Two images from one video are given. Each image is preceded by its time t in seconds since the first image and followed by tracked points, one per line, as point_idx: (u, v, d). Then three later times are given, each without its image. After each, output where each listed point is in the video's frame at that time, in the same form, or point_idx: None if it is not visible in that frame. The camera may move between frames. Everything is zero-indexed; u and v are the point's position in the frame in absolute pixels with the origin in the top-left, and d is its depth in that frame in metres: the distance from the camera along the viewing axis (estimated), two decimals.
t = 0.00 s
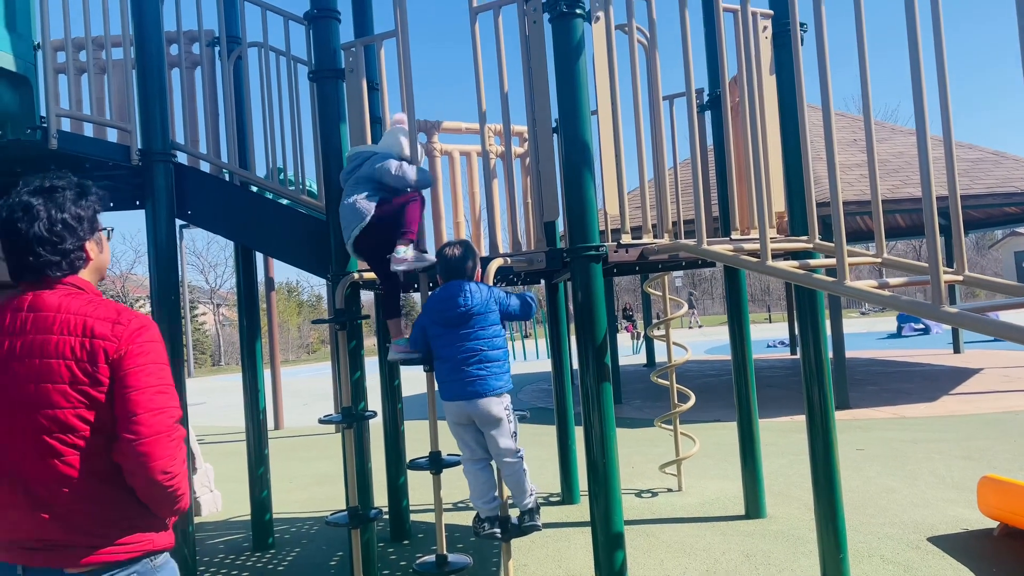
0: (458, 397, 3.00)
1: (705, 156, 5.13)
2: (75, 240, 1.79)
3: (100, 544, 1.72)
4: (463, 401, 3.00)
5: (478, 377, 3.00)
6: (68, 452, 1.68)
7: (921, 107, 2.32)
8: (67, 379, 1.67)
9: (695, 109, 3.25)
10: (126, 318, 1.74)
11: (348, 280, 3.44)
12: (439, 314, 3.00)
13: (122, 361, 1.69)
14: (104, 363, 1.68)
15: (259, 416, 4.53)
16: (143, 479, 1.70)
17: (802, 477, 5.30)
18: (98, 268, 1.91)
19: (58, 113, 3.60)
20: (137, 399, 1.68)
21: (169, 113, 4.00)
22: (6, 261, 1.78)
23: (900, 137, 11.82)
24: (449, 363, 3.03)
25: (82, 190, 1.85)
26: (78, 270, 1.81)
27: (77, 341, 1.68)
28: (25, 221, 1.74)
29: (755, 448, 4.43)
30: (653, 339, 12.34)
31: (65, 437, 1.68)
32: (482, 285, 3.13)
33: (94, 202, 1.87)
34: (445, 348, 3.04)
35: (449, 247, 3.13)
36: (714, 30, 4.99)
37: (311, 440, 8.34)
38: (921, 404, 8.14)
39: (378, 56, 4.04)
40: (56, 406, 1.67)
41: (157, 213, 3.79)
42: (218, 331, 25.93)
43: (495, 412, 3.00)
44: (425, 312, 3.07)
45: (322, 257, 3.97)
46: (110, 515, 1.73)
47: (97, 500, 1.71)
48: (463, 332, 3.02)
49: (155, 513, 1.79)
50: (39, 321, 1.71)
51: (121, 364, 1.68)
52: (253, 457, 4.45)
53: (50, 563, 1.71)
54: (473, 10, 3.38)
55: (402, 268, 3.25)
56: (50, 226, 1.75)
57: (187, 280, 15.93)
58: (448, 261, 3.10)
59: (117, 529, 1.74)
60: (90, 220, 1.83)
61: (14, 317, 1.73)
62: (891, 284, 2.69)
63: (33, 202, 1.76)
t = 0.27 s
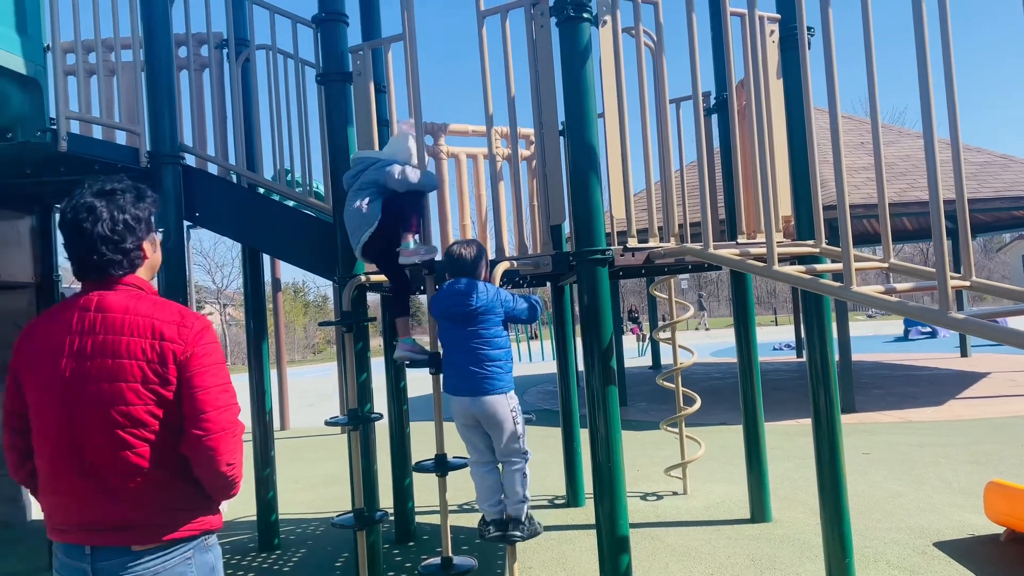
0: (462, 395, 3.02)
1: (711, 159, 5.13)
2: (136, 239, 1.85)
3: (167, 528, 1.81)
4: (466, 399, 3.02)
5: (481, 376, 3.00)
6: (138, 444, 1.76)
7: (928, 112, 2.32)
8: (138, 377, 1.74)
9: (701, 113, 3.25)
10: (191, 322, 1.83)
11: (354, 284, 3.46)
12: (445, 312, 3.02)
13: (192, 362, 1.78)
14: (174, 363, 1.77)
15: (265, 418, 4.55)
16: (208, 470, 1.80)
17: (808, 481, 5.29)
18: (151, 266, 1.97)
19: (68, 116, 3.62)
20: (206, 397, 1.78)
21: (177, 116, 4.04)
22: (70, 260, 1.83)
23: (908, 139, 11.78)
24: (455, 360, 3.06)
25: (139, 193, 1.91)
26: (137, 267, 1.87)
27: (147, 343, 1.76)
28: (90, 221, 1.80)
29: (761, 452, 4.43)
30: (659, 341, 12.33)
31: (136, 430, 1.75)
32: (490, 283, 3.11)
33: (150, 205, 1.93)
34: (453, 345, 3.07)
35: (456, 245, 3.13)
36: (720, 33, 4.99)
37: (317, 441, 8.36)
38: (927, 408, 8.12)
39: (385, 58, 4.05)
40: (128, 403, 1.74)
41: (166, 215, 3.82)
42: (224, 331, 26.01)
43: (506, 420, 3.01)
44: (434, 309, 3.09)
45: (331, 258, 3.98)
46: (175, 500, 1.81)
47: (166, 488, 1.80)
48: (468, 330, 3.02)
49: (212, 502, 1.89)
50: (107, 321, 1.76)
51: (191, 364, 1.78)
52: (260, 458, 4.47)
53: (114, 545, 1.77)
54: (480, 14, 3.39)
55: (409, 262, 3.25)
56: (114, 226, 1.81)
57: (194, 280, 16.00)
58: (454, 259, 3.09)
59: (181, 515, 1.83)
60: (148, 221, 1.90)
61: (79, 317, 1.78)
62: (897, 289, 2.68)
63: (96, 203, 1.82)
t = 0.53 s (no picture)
0: (472, 392, 3.02)
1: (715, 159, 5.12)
2: (162, 241, 1.89)
3: (178, 521, 1.80)
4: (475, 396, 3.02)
5: (493, 374, 3.01)
6: (153, 437, 1.76)
7: (933, 112, 2.31)
8: (156, 371, 1.76)
9: (705, 113, 3.24)
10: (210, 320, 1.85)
11: (356, 283, 3.46)
12: (463, 307, 3.03)
13: (208, 359, 1.79)
14: (191, 359, 1.78)
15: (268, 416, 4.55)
16: (219, 466, 1.81)
17: (811, 482, 5.28)
18: (176, 266, 2.00)
19: (72, 114, 3.62)
20: (221, 394, 1.79)
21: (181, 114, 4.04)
22: (100, 261, 1.87)
23: (912, 141, 11.75)
24: (469, 356, 3.07)
25: (165, 197, 1.95)
26: (163, 268, 1.91)
27: (166, 338, 1.78)
28: (119, 224, 1.84)
29: (764, 453, 4.42)
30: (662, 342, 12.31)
31: (152, 423, 1.76)
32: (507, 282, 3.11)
33: (177, 207, 1.96)
34: (468, 341, 3.08)
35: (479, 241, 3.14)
36: (725, 33, 4.98)
37: (319, 440, 8.36)
38: (931, 410, 8.09)
39: (389, 58, 4.05)
40: (145, 395, 1.75)
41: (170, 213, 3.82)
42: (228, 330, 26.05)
43: (512, 420, 3.02)
44: (452, 304, 3.11)
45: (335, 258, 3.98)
46: (186, 494, 1.81)
47: (180, 482, 1.81)
48: (484, 328, 3.03)
49: (224, 498, 1.89)
50: (129, 315, 1.79)
51: (207, 361, 1.79)
52: (262, 457, 4.47)
53: (126, 535, 1.76)
54: (484, 13, 3.39)
55: (410, 260, 3.27)
56: (142, 229, 1.85)
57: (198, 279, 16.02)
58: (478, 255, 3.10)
59: (192, 509, 1.82)
60: (174, 223, 1.93)
61: (104, 312, 1.81)
62: (901, 289, 2.67)
63: (125, 206, 1.85)
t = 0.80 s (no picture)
0: (489, 386, 2.98)
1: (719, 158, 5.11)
2: (149, 247, 1.93)
3: (162, 515, 1.85)
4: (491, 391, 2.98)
5: (511, 367, 2.98)
6: (134, 434, 1.81)
7: (938, 110, 2.30)
8: (135, 370, 1.80)
9: (709, 111, 3.23)
10: (188, 319, 1.87)
11: (360, 280, 3.44)
12: (481, 300, 3.00)
13: (184, 358, 1.82)
14: (167, 358, 1.81)
15: (271, 414, 4.55)
16: (197, 462, 1.83)
17: (814, 482, 5.27)
18: (167, 271, 2.04)
19: (75, 111, 3.63)
20: (196, 392, 1.81)
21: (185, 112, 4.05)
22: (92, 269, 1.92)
23: (916, 141, 11.73)
24: (484, 350, 3.04)
25: (154, 204, 1.99)
26: (152, 274, 1.95)
27: (144, 338, 1.81)
28: (107, 232, 1.89)
29: (767, 453, 4.41)
30: (665, 342, 12.30)
31: (133, 420, 1.81)
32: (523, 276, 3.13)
33: (165, 215, 2.01)
34: (483, 335, 3.05)
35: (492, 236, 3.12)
36: (729, 32, 4.97)
37: (321, 438, 8.36)
38: (935, 411, 8.07)
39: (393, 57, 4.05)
40: (125, 393, 1.80)
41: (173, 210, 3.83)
42: (230, 329, 26.07)
43: (531, 417, 3.03)
44: (466, 297, 3.07)
45: (338, 256, 3.98)
46: (169, 488, 1.85)
47: (161, 477, 1.84)
48: (503, 321, 3.02)
49: (208, 492, 1.92)
50: (112, 317, 1.84)
51: (183, 359, 1.81)
52: (265, 454, 4.47)
53: (115, 526, 1.83)
54: (488, 11, 3.38)
55: (416, 259, 3.31)
56: (129, 236, 1.90)
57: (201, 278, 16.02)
58: (491, 248, 3.08)
59: (173, 503, 1.86)
60: (162, 229, 1.98)
61: (91, 314, 1.88)
62: (906, 289, 2.65)
63: (113, 214, 1.91)
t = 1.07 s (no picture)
0: (501, 378, 2.96)
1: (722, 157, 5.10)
2: (120, 246, 2.05)
3: (131, 499, 1.94)
4: (501, 383, 2.97)
5: (522, 360, 2.98)
6: (102, 421, 1.92)
7: (943, 108, 2.29)
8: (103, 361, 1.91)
9: (713, 110, 3.22)
10: (154, 312, 1.97)
11: (363, 277, 3.43)
12: (496, 292, 2.97)
13: (147, 349, 1.92)
14: (132, 349, 1.91)
15: (273, 411, 4.55)
16: (161, 447, 1.92)
17: (816, 482, 5.26)
18: (142, 267, 2.16)
19: (79, 107, 3.63)
20: (158, 380, 1.90)
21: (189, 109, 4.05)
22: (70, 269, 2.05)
23: (920, 140, 11.70)
24: (496, 341, 3.02)
25: (126, 204, 2.12)
26: (124, 271, 2.07)
27: (111, 331, 1.92)
28: (80, 233, 2.02)
29: (770, 452, 4.40)
30: (667, 341, 12.28)
31: (102, 409, 1.92)
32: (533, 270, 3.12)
33: (138, 216, 2.13)
34: (495, 327, 3.04)
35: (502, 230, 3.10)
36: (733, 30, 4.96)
37: (324, 436, 8.37)
38: (937, 411, 8.05)
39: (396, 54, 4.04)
40: (95, 383, 1.91)
41: (176, 207, 3.83)
42: (232, 327, 26.08)
43: (534, 409, 3.03)
44: (479, 288, 3.04)
45: (341, 254, 3.99)
46: (137, 473, 1.95)
47: (130, 463, 1.94)
48: (516, 314, 3.01)
49: (177, 477, 2.01)
50: (84, 313, 1.96)
51: (145, 350, 1.91)
52: (267, 451, 4.47)
53: (91, 510, 1.94)
54: (492, 8, 3.38)
55: (414, 256, 3.25)
56: (100, 236, 2.02)
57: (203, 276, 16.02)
58: (498, 243, 3.06)
59: (142, 487, 1.95)
60: (134, 228, 2.10)
61: (69, 310, 2.01)
62: (910, 288, 2.64)
63: (85, 215, 2.03)
